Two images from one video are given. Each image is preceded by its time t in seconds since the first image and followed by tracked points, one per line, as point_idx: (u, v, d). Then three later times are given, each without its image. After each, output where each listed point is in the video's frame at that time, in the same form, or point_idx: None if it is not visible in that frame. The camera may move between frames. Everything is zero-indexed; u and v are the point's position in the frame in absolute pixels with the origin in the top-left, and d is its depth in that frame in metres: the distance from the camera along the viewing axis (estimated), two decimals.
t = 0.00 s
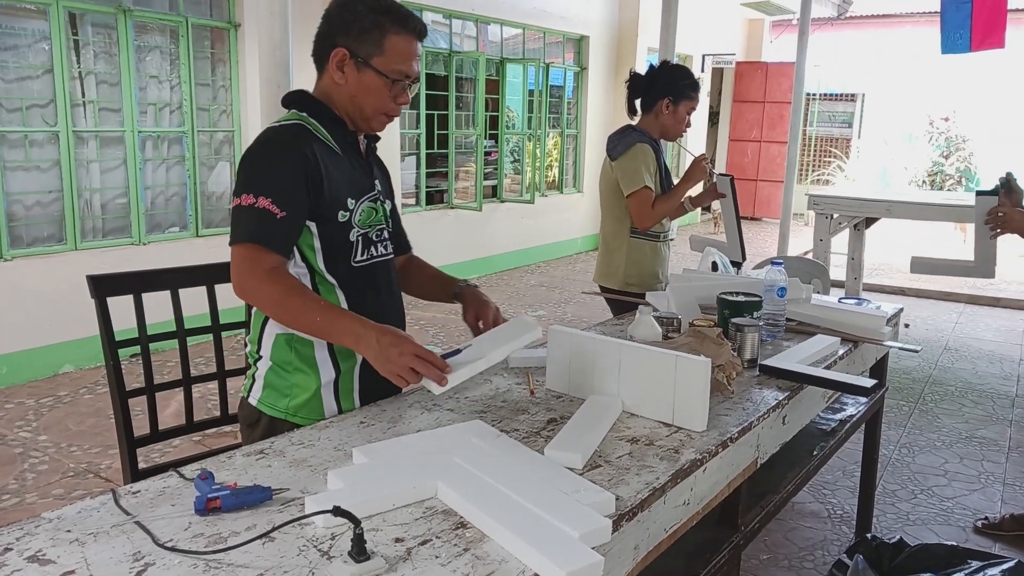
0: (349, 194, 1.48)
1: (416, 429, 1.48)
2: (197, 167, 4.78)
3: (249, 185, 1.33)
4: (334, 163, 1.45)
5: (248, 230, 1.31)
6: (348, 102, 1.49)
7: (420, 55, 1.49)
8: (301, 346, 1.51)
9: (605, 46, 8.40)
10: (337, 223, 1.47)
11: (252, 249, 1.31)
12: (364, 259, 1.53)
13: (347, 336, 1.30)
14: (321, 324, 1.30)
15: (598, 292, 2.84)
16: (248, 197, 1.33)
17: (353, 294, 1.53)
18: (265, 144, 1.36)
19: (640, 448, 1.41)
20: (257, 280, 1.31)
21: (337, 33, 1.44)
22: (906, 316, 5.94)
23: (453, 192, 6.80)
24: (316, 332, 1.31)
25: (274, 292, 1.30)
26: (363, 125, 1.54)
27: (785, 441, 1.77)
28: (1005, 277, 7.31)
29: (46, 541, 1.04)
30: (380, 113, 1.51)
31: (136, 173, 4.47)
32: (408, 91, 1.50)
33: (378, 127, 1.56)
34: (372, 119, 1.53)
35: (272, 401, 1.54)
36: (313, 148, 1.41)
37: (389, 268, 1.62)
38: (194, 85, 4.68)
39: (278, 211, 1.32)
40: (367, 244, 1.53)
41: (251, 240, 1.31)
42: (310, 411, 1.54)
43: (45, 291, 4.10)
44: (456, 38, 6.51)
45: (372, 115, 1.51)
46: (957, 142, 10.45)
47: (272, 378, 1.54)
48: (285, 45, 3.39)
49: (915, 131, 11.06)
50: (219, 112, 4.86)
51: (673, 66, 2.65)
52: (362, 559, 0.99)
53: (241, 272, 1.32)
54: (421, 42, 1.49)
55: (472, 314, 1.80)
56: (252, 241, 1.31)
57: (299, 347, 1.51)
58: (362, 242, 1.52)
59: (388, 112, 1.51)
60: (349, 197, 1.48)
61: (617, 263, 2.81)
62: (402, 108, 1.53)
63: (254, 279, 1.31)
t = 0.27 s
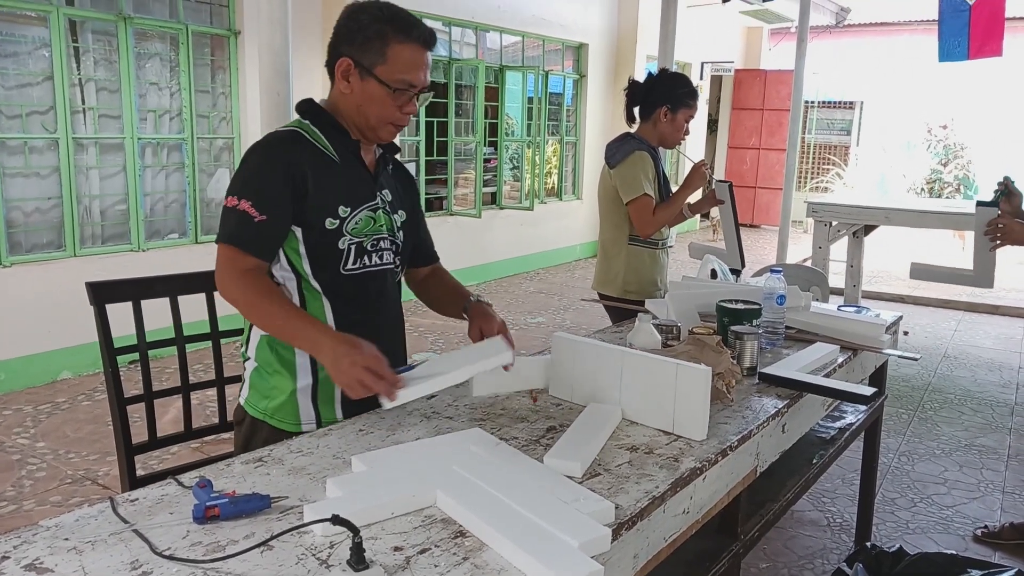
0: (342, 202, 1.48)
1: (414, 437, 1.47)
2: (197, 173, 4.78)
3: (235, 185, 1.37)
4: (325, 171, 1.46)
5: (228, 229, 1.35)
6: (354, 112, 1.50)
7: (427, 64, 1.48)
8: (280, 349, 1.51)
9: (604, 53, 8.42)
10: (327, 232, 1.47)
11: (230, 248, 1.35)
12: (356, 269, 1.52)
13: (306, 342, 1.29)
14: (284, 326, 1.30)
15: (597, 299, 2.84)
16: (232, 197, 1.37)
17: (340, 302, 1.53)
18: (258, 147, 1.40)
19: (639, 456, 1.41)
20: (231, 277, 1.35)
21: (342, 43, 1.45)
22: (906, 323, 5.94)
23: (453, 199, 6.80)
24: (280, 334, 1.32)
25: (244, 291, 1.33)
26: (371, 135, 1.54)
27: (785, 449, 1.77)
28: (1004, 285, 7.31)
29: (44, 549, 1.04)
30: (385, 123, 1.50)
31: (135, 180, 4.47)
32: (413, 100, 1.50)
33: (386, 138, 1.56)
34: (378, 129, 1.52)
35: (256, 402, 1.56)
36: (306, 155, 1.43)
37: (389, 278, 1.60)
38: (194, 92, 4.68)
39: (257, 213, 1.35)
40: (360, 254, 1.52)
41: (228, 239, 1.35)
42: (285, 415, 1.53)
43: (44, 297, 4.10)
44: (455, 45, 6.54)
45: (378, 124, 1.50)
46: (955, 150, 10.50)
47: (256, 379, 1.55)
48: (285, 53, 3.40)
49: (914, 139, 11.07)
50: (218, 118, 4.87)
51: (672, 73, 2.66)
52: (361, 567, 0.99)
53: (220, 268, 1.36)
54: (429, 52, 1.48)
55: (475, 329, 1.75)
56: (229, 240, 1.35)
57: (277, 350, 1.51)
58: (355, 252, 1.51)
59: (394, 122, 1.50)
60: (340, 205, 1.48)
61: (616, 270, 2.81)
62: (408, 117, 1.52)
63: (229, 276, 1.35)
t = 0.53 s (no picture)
0: (319, 204, 1.47)
1: (416, 442, 1.48)
2: (198, 178, 4.79)
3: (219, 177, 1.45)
4: (303, 172, 1.46)
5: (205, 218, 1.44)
6: (355, 124, 1.48)
7: (428, 75, 1.44)
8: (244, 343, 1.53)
9: (605, 60, 8.44)
10: (300, 233, 1.47)
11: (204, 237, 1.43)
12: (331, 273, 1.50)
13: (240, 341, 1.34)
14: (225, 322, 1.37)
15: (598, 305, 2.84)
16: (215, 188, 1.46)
17: (310, 305, 1.51)
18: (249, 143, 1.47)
19: (641, 462, 1.41)
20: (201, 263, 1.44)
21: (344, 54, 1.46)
22: (907, 329, 5.93)
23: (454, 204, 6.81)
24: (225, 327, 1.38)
25: (206, 278, 1.42)
26: (374, 151, 1.50)
27: (787, 456, 1.77)
28: (1005, 291, 7.31)
29: (45, 555, 1.04)
30: (383, 136, 1.46)
31: (137, 185, 4.48)
32: (411, 111, 1.45)
33: (384, 152, 1.50)
34: (377, 143, 1.48)
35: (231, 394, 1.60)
36: (287, 155, 1.46)
37: (375, 286, 1.55)
38: (196, 97, 4.69)
39: (226, 206, 1.42)
40: (337, 259, 1.49)
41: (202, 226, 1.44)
42: (248, 410, 1.54)
43: (45, 302, 4.11)
44: (457, 51, 6.55)
45: (375, 137, 1.46)
46: (956, 156, 10.54)
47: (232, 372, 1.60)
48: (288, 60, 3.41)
49: (915, 145, 11.11)
50: (220, 124, 4.88)
51: (673, 80, 2.66)
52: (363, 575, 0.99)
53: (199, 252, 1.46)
54: (431, 63, 1.46)
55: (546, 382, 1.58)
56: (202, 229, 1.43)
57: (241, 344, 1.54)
58: (332, 256, 1.49)
59: (390, 133, 1.45)
60: (316, 208, 1.47)
61: (617, 276, 2.82)
62: (407, 130, 1.47)
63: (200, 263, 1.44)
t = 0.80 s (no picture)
0: (300, 203, 1.45)
1: (416, 443, 1.48)
2: (200, 180, 4.80)
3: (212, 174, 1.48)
4: (285, 171, 1.45)
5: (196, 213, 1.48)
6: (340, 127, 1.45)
7: (405, 76, 1.37)
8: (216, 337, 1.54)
9: (606, 60, 8.44)
10: (276, 232, 1.45)
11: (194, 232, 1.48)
12: (306, 273, 1.47)
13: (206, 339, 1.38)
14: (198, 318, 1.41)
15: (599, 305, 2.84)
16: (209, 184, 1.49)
17: (284, 304, 1.48)
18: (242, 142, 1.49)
19: (643, 463, 1.41)
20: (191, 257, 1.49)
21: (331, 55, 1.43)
22: (908, 330, 5.94)
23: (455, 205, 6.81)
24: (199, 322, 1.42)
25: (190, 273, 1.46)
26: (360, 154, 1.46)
27: (787, 456, 1.77)
28: (1006, 291, 7.32)
29: (46, 556, 1.04)
30: (363, 140, 1.41)
31: (138, 186, 4.48)
32: (387, 115, 1.39)
33: (369, 155, 1.45)
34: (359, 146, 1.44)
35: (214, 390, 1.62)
36: (272, 154, 1.45)
37: (356, 290, 1.50)
38: (197, 99, 4.70)
39: (210, 202, 1.44)
40: (313, 259, 1.46)
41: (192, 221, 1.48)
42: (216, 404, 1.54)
43: (47, 303, 4.11)
44: (458, 52, 6.56)
45: (356, 140, 1.42)
46: (958, 156, 10.77)
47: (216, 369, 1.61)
48: (290, 62, 3.42)
49: (916, 145, 11.18)
50: (222, 125, 4.90)
51: (674, 81, 2.66)
52: None
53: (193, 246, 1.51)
54: (411, 63, 1.38)
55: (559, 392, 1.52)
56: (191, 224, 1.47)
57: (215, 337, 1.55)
58: (309, 256, 1.46)
59: (368, 136, 1.40)
60: (294, 207, 1.44)
61: (618, 277, 2.82)
62: (387, 134, 1.40)
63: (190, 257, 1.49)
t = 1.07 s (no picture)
0: (283, 205, 1.43)
1: (416, 442, 1.48)
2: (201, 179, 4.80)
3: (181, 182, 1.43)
4: (265, 172, 1.42)
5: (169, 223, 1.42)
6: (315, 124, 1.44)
7: (381, 76, 1.37)
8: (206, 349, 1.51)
9: (607, 60, 8.44)
10: (260, 235, 1.42)
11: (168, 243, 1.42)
12: (295, 275, 1.45)
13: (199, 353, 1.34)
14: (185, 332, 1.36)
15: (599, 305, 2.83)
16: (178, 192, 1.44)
17: (274, 308, 1.46)
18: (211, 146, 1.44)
19: (643, 462, 1.41)
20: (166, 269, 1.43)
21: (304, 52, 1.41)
22: (908, 330, 5.94)
23: (456, 205, 6.80)
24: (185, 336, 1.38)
25: (169, 286, 1.41)
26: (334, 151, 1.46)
27: (788, 456, 1.77)
28: (1006, 291, 7.32)
29: (48, 554, 1.04)
30: (339, 139, 1.41)
31: (139, 185, 4.48)
32: (365, 115, 1.39)
33: (344, 153, 1.46)
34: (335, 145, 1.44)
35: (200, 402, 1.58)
36: (248, 156, 1.42)
37: (343, 289, 1.50)
38: (198, 98, 4.70)
39: (187, 210, 1.40)
40: (301, 260, 1.45)
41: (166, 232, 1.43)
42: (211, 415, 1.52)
43: (47, 302, 4.11)
44: (458, 52, 6.56)
45: (331, 139, 1.42)
46: (958, 156, 10.83)
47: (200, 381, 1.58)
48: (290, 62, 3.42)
49: (916, 145, 11.22)
50: (222, 124, 4.89)
51: (674, 81, 2.66)
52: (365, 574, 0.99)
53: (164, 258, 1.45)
54: (387, 63, 1.38)
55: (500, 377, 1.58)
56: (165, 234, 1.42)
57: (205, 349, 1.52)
58: (297, 257, 1.45)
59: (345, 136, 1.41)
60: (279, 209, 1.43)
61: (618, 277, 2.82)
62: (363, 134, 1.41)
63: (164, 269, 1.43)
